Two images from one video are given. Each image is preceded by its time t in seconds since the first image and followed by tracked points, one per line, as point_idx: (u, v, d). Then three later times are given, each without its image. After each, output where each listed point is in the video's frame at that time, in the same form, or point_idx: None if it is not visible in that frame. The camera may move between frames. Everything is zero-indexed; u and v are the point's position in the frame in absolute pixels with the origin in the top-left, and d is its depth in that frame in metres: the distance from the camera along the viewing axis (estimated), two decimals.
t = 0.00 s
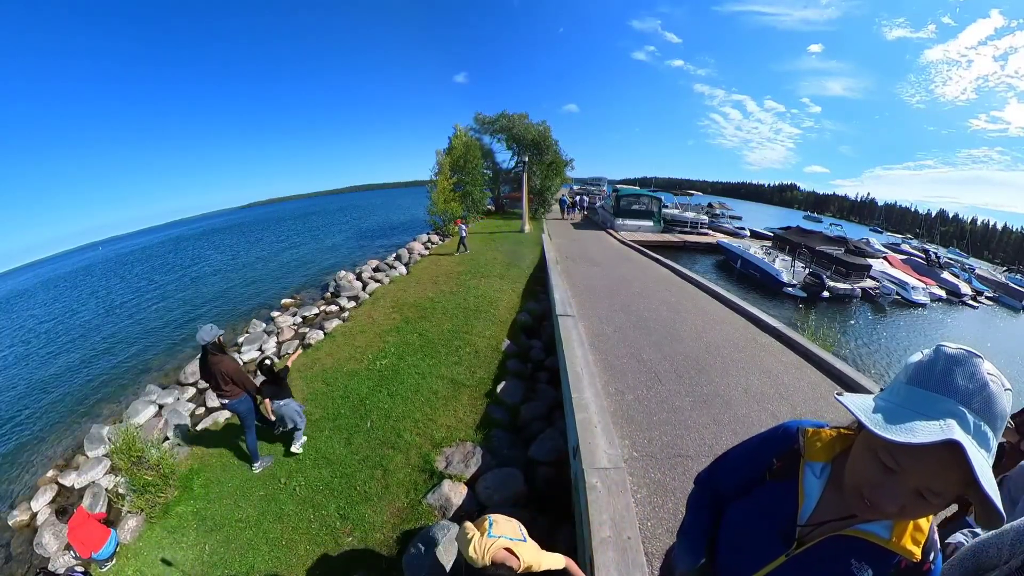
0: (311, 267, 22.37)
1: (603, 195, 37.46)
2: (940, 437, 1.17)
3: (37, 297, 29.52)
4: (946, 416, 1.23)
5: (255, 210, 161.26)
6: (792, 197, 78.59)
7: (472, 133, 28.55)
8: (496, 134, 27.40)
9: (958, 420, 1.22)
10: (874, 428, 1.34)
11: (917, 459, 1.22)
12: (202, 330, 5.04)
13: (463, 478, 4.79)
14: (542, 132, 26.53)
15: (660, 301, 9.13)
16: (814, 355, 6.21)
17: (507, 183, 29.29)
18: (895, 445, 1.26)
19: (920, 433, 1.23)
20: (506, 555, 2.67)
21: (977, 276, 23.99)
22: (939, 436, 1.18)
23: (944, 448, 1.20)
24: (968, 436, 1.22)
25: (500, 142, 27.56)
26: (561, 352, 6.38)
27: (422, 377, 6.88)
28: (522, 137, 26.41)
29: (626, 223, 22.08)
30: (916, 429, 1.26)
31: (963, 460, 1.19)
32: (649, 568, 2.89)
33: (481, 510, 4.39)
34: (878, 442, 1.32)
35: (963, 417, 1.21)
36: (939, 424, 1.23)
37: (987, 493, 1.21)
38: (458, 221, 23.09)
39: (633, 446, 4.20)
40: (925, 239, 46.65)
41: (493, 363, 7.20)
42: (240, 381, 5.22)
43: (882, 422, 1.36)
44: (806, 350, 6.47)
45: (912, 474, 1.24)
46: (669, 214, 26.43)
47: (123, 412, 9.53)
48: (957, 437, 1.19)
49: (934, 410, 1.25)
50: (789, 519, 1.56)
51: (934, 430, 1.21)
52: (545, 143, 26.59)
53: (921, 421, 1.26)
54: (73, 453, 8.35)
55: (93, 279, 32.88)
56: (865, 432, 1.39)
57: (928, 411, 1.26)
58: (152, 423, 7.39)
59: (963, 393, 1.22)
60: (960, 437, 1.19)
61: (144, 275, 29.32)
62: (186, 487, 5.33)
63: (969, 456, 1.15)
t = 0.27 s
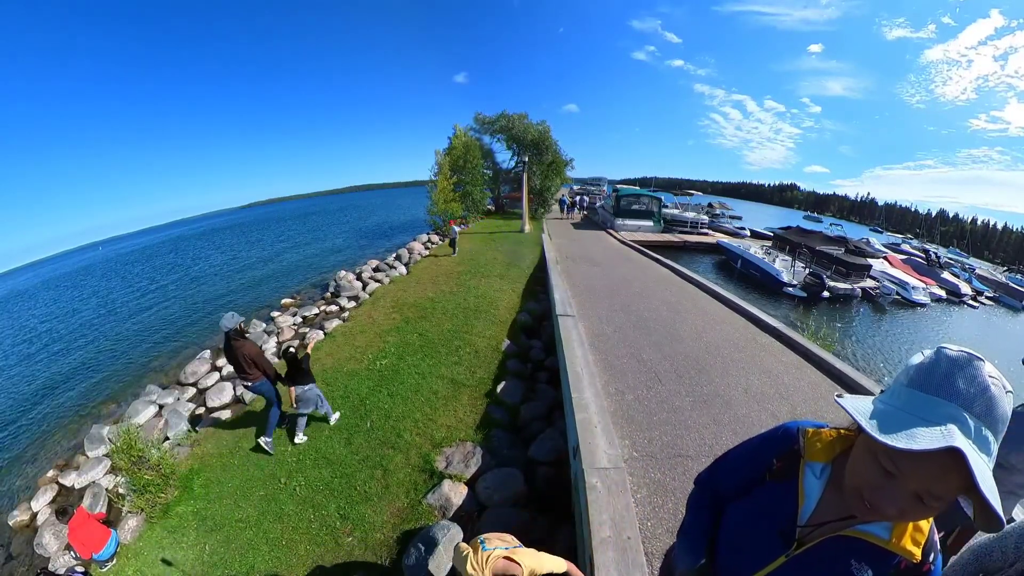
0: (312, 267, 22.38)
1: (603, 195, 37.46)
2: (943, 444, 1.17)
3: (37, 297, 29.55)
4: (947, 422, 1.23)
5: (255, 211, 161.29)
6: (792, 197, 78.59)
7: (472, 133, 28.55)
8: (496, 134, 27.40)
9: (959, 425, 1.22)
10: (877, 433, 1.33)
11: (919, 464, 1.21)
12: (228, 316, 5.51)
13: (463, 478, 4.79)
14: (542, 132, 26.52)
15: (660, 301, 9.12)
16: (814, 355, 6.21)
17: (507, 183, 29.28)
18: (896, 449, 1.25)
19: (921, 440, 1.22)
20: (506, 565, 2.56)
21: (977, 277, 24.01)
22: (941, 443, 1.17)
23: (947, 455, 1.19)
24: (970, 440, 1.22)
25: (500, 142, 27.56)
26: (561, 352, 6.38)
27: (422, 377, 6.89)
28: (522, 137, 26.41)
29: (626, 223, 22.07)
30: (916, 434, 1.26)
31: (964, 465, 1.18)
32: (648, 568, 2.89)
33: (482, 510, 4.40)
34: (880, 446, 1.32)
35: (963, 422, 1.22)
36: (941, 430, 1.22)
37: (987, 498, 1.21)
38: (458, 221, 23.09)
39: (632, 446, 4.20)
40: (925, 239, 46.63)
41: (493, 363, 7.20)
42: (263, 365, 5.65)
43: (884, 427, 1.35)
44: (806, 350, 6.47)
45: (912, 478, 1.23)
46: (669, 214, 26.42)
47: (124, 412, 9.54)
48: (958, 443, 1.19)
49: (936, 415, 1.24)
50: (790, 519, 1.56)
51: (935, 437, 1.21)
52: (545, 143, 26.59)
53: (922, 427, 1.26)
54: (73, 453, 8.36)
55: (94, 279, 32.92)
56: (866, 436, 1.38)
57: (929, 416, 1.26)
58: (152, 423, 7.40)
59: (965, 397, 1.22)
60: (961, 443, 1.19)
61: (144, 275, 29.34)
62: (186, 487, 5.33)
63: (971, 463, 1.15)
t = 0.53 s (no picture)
0: (312, 267, 22.39)
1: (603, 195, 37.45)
2: (947, 446, 1.16)
3: (38, 297, 29.56)
4: (950, 422, 1.23)
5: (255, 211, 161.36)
6: (792, 197, 78.58)
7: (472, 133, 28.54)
8: (496, 134, 27.39)
9: (962, 425, 1.22)
10: (878, 433, 1.33)
11: (921, 465, 1.21)
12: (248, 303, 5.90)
13: (463, 478, 4.78)
14: (542, 132, 26.50)
15: (660, 301, 9.11)
16: (815, 355, 6.20)
17: (507, 183, 29.27)
18: (899, 450, 1.25)
19: (924, 443, 1.22)
20: None
21: (977, 276, 24.00)
22: (944, 445, 1.17)
23: (950, 457, 1.19)
24: (972, 440, 1.22)
25: (500, 142, 27.55)
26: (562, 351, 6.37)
27: (422, 377, 6.89)
28: (522, 137, 26.40)
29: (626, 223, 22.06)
30: (919, 436, 1.25)
31: (967, 465, 1.18)
32: (650, 567, 2.89)
33: (482, 510, 4.41)
34: (882, 446, 1.31)
35: (965, 422, 1.22)
36: (944, 431, 1.22)
37: (990, 496, 1.21)
38: (458, 221, 23.07)
39: (633, 445, 4.20)
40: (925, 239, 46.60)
41: (494, 363, 7.20)
42: (275, 350, 6.10)
43: (884, 426, 1.35)
44: (806, 350, 6.46)
45: (915, 478, 1.23)
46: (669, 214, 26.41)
47: (124, 412, 9.55)
48: (961, 444, 1.18)
49: (938, 416, 1.24)
50: (790, 517, 1.55)
51: (939, 439, 1.20)
52: (545, 142, 26.57)
53: (925, 428, 1.25)
54: (73, 453, 8.36)
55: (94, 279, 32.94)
56: (868, 436, 1.38)
57: (931, 417, 1.25)
58: (153, 423, 7.39)
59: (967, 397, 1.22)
60: (964, 444, 1.18)
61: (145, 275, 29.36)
62: (186, 487, 5.33)
63: (975, 465, 1.15)
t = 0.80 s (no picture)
0: (312, 267, 22.39)
1: (603, 195, 37.40)
2: (950, 446, 1.16)
3: (38, 296, 29.57)
4: (953, 421, 1.22)
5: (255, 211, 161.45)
6: (793, 197, 78.55)
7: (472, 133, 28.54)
8: (496, 134, 27.40)
9: (963, 424, 1.22)
10: (880, 432, 1.33)
11: (924, 465, 1.20)
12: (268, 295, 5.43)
13: (464, 477, 4.78)
14: (542, 132, 26.49)
15: (660, 301, 9.11)
16: (815, 355, 6.20)
17: (507, 183, 29.28)
18: (900, 450, 1.24)
19: (928, 443, 1.21)
20: None
21: (978, 276, 23.99)
22: (948, 445, 1.16)
23: (953, 456, 1.18)
24: (975, 439, 1.21)
25: (500, 142, 27.55)
26: (562, 351, 6.36)
27: (422, 377, 6.88)
28: (522, 137, 26.40)
29: (626, 223, 22.06)
30: (922, 436, 1.25)
31: (971, 465, 1.17)
32: (650, 566, 2.89)
33: (482, 509, 4.41)
34: (883, 445, 1.31)
35: (968, 421, 1.21)
36: (946, 431, 1.21)
37: (992, 494, 1.20)
38: (458, 221, 23.06)
39: (634, 445, 4.20)
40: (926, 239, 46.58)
41: (494, 363, 7.19)
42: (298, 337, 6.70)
43: (886, 426, 1.34)
44: (807, 350, 6.45)
45: (915, 477, 1.22)
46: (669, 214, 26.40)
47: (125, 412, 9.55)
48: (964, 444, 1.18)
49: (942, 415, 1.23)
50: (790, 516, 1.56)
51: (942, 439, 1.20)
52: (545, 142, 26.58)
53: (927, 428, 1.25)
54: (73, 453, 8.36)
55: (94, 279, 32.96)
56: (869, 435, 1.38)
57: (934, 416, 1.25)
58: (153, 422, 7.40)
59: (969, 395, 1.21)
60: (967, 443, 1.18)
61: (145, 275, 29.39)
62: (186, 487, 5.33)
63: (979, 464, 1.14)
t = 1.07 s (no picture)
0: (312, 267, 22.39)
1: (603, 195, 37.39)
2: (949, 442, 1.15)
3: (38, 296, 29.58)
4: (952, 418, 1.21)
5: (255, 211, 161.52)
6: (793, 197, 78.53)
7: (472, 133, 28.53)
8: (496, 134, 27.38)
9: (964, 421, 1.20)
10: (878, 429, 1.32)
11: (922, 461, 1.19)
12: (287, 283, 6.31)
13: (464, 477, 4.78)
14: (542, 132, 26.47)
15: (660, 301, 9.10)
16: (815, 355, 6.20)
17: (507, 183, 29.27)
18: (898, 446, 1.24)
19: (926, 439, 1.20)
20: None
21: (977, 276, 23.98)
22: (946, 441, 1.15)
23: (953, 452, 1.17)
24: (973, 435, 1.20)
25: (500, 142, 27.53)
26: (562, 351, 6.36)
27: (422, 377, 6.88)
28: (522, 137, 26.39)
29: (626, 222, 22.04)
30: (921, 433, 1.24)
31: (971, 462, 1.16)
32: (650, 566, 2.89)
33: (482, 509, 4.41)
34: (881, 442, 1.30)
35: (966, 417, 1.20)
36: (945, 427, 1.20)
37: (991, 492, 1.19)
38: (459, 221, 23.04)
39: (634, 445, 4.19)
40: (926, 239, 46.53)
41: (494, 363, 7.19)
42: (318, 325, 6.92)
43: (884, 423, 1.34)
44: (807, 349, 6.45)
45: (915, 474, 1.22)
46: (669, 214, 26.39)
47: (125, 412, 9.55)
48: (963, 440, 1.17)
49: (942, 412, 1.22)
50: (790, 515, 1.55)
51: (941, 436, 1.19)
52: (545, 142, 26.56)
53: (927, 425, 1.24)
54: (73, 453, 8.37)
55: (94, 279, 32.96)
56: (868, 433, 1.37)
57: (933, 412, 1.24)
58: (153, 422, 7.40)
59: (967, 392, 1.21)
60: (966, 440, 1.17)
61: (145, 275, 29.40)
62: (186, 487, 5.32)
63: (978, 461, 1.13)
